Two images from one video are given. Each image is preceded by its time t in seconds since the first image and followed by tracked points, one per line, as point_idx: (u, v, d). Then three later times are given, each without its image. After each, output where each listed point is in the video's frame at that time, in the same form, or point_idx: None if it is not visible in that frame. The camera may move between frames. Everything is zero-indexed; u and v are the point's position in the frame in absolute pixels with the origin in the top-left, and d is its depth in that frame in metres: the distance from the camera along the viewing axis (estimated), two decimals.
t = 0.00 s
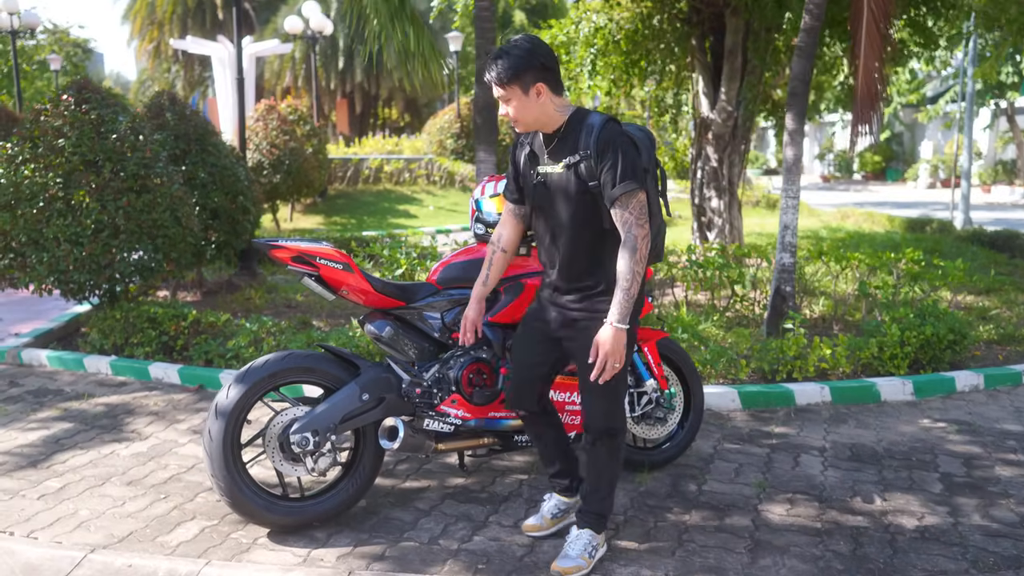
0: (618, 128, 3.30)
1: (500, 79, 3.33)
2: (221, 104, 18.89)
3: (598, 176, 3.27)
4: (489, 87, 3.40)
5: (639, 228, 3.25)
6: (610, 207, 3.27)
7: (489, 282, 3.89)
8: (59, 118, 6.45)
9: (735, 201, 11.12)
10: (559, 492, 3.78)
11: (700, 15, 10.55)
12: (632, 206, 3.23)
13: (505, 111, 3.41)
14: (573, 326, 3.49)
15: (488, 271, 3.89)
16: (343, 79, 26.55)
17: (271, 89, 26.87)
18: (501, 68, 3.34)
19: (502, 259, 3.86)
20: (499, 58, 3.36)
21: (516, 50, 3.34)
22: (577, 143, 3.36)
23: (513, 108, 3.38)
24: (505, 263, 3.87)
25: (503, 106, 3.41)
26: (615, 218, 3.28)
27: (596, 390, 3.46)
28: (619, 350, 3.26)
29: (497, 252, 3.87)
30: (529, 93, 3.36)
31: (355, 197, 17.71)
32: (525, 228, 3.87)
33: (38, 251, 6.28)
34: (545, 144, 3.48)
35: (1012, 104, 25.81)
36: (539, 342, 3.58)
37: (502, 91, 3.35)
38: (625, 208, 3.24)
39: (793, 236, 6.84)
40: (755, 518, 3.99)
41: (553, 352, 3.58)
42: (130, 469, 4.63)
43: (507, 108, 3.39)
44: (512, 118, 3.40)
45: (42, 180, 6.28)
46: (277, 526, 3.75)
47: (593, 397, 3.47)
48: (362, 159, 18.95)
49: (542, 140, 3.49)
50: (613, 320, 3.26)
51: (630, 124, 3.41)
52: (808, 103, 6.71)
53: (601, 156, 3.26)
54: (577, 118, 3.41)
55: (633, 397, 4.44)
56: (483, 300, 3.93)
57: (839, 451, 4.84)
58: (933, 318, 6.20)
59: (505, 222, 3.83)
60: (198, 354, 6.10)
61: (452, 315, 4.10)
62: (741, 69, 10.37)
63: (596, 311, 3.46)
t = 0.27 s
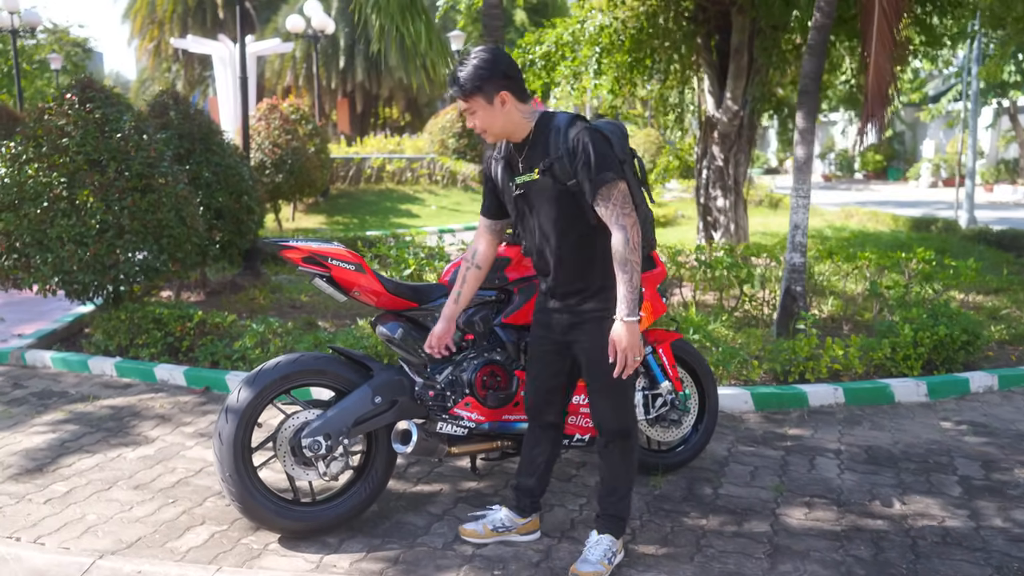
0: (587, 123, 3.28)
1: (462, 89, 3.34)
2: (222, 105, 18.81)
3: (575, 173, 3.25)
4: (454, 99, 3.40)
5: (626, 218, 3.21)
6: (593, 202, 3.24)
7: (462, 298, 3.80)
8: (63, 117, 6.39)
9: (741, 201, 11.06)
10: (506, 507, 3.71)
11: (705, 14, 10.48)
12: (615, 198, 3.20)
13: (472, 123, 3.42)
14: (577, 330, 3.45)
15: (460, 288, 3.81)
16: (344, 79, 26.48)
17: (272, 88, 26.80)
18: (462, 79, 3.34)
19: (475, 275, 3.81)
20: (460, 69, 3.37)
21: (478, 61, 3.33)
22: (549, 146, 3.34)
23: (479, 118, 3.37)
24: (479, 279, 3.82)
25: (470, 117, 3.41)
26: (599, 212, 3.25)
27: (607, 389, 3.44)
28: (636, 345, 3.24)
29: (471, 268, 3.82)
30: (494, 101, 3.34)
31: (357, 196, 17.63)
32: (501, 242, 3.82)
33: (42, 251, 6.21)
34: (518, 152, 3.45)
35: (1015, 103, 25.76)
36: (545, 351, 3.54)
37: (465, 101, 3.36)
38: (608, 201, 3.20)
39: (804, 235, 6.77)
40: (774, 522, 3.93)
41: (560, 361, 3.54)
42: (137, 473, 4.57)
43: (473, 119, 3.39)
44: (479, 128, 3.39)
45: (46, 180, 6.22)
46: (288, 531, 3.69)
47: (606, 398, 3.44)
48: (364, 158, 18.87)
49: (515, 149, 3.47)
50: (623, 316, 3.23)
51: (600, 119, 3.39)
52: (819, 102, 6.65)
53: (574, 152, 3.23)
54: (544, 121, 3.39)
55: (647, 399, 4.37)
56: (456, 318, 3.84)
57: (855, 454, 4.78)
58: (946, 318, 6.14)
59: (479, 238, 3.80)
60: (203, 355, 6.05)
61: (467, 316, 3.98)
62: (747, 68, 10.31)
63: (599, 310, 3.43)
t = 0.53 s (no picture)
0: (550, 120, 3.25)
1: (440, 85, 3.24)
2: (223, 104, 18.71)
3: (546, 173, 3.21)
4: (432, 96, 3.27)
5: (603, 208, 3.15)
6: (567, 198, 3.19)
7: (434, 313, 3.70)
8: (67, 113, 6.33)
9: (748, 200, 10.97)
10: (521, 511, 3.63)
11: (712, 12, 10.40)
12: (587, 190, 3.14)
13: (447, 122, 3.30)
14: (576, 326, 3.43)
15: (431, 303, 3.71)
16: (345, 78, 26.39)
17: (272, 87, 26.70)
18: (438, 76, 3.25)
19: (448, 290, 3.70)
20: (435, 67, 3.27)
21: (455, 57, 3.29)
22: (515, 150, 3.30)
23: (460, 114, 3.29)
24: (451, 294, 3.71)
25: (447, 114, 3.29)
26: (575, 207, 3.20)
27: (604, 383, 3.34)
28: (603, 335, 3.16)
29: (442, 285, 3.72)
30: (476, 96, 3.30)
31: (359, 195, 17.53)
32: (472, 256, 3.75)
33: (45, 249, 6.13)
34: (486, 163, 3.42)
35: (1018, 103, 25.70)
36: (544, 349, 3.50)
37: (442, 97, 3.25)
38: (581, 194, 3.15)
39: (816, 234, 6.68)
40: (795, 526, 3.86)
41: (563, 359, 3.51)
42: (143, 475, 4.49)
43: (454, 114, 3.28)
44: (460, 125, 3.29)
45: (49, 177, 6.14)
46: (299, 535, 3.61)
47: (606, 392, 3.35)
48: (366, 157, 18.78)
49: (483, 160, 3.43)
50: (590, 308, 3.16)
51: (563, 114, 3.35)
52: (831, 99, 6.56)
53: (541, 151, 3.20)
54: (509, 124, 3.35)
55: (663, 400, 4.27)
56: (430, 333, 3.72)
57: (873, 455, 4.71)
58: (961, 318, 6.07)
59: (451, 253, 3.73)
60: (209, 355, 5.97)
61: (481, 315, 3.93)
62: (755, 65, 10.21)
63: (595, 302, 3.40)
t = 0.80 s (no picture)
0: (542, 111, 3.16)
1: (434, 81, 3.21)
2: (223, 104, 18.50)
3: (542, 165, 3.11)
4: (430, 94, 3.21)
5: (602, 194, 3.04)
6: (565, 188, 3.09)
7: (434, 320, 3.58)
8: (71, 110, 6.29)
9: (754, 199, 10.91)
10: (536, 512, 3.55)
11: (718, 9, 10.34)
12: (584, 177, 3.04)
13: (445, 121, 3.24)
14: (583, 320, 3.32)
15: (432, 310, 3.59)
16: (346, 77, 26.33)
17: (273, 86, 26.64)
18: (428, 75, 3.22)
19: (447, 296, 3.58)
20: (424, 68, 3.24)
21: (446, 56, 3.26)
22: (509, 146, 3.20)
23: (459, 111, 3.23)
24: (452, 300, 3.58)
25: (446, 112, 3.23)
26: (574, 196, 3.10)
27: (612, 372, 3.23)
28: (590, 320, 3.02)
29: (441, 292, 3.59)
30: (471, 92, 3.26)
31: (361, 195, 17.46)
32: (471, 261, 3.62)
33: (49, 247, 6.08)
34: (480, 164, 3.32)
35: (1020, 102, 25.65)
36: (551, 344, 3.41)
37: (438, 93, 3.20)
38: (578, 182, 3.05)
39: (827, 232, 6.61)
40: (814, 527, 3.79)
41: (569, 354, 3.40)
42: (150, 475, 4.43)
43: (453, 112, 3.23)
44: (461, 122, 3.23)
45: (53, 174, 6.09)
46: (311, 537, 3.54)
47: (613, 382, 3.23)
48: (368, 156, 18.72)
49: (476, 162, 3.33)
50: (578, 292, 3.03)
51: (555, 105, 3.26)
52: (842, 95, 6.50)
53: (536, 143, 3.10)
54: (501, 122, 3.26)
55: (679, 399, 4.21)
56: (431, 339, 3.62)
57: (890, 455, 4.65)
58: (975, 317, 6.02)
59: (450, 257, 3.59)
60: (215, 354, 5.91)
61: (496, 312, 3.82)
62: (760, 64, 10.14)
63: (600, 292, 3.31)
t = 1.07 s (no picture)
0: (554, 104, 3.03)
1: (441, 82, 3.02)
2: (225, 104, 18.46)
3: (555, 158, 2.96)
4: (440, 94, 3.02)
5: (618, 186, 2.92)
6: (580, 182, 2.95)
7: (446, 324, 3.47)
8: (77, 108, 6.27)
9: (759, 198, 10.87)
10: (555, 514, 3.50)
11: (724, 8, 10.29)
12: (600, 168, 2.90)
13: (454, 123, 3.06)
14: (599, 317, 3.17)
15: (443, 311, 3.47)
16: (347, 77, 26.28)
17: (274, 86, 26.59)
18: (435, 74, 3.03)
19: (460, 297, 3.46)
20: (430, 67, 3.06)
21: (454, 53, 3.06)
22: (521, 140, 3.05)
23: (469, 110, 3.04)
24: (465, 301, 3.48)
25: (456, 113, 3.04)
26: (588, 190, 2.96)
27: (630, 369, 3.11)
28: (616, 316, 2.90)
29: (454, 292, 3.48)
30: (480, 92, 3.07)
31: (363, 195, 17.39)
32: (484, 259, 3.47)
33: (55, 246, 6.00)
34: (489, 161, 3.15)
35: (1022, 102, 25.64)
36: (566, 344, 3.25)
37: (445, 94, 3.02)
38: (593, 174, 2.91)
39: (838, 231, 6.56)
40: (835, 528, 3.75)
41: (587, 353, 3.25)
42: (161, 477, 4.38)
43: (464, 112, 3.04)
44: (472, 122, 3.04)
45: (59, 173, 6.05)
46: (326, 538, 3.49)
47: (632, 379, 3.11)
48: (370, 156, 18.68)
49: (485, 159, 3.17)
50: (602, 288, 2.90)
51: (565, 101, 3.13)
52: (854, 93, 6.45)
53: (549, 135, 2.96)
54: (511, 117, 3.11)
55: (696, 399, 4.16)
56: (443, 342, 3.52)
57: (907, 456, 4.61)
58: (988, 316, 5.98)
59: (461, 258, 3.45)
60: (222, 354, 5.87)
61: (513, 311, 3.78)
62: (766, 62, 9.97)
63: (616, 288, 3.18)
